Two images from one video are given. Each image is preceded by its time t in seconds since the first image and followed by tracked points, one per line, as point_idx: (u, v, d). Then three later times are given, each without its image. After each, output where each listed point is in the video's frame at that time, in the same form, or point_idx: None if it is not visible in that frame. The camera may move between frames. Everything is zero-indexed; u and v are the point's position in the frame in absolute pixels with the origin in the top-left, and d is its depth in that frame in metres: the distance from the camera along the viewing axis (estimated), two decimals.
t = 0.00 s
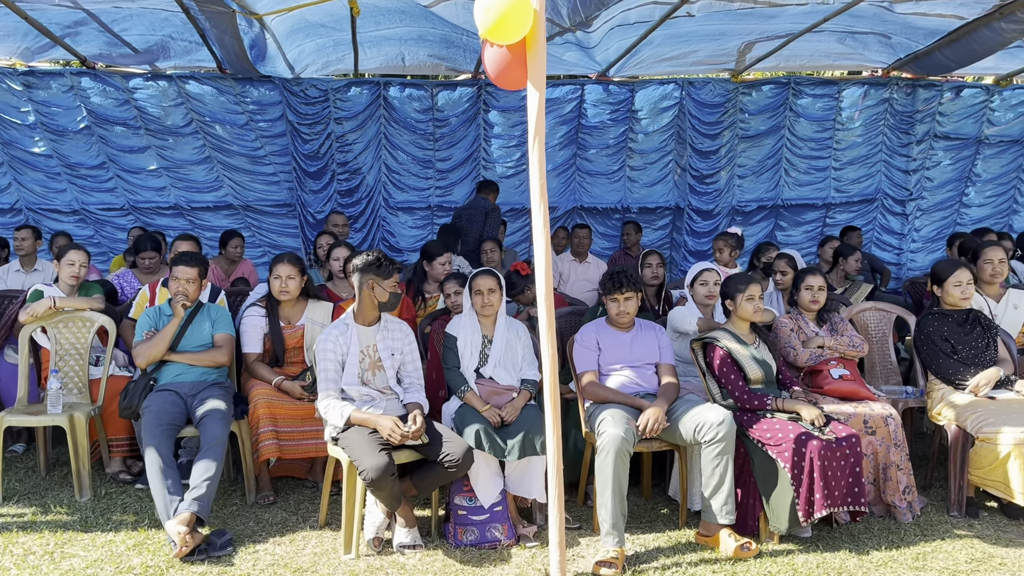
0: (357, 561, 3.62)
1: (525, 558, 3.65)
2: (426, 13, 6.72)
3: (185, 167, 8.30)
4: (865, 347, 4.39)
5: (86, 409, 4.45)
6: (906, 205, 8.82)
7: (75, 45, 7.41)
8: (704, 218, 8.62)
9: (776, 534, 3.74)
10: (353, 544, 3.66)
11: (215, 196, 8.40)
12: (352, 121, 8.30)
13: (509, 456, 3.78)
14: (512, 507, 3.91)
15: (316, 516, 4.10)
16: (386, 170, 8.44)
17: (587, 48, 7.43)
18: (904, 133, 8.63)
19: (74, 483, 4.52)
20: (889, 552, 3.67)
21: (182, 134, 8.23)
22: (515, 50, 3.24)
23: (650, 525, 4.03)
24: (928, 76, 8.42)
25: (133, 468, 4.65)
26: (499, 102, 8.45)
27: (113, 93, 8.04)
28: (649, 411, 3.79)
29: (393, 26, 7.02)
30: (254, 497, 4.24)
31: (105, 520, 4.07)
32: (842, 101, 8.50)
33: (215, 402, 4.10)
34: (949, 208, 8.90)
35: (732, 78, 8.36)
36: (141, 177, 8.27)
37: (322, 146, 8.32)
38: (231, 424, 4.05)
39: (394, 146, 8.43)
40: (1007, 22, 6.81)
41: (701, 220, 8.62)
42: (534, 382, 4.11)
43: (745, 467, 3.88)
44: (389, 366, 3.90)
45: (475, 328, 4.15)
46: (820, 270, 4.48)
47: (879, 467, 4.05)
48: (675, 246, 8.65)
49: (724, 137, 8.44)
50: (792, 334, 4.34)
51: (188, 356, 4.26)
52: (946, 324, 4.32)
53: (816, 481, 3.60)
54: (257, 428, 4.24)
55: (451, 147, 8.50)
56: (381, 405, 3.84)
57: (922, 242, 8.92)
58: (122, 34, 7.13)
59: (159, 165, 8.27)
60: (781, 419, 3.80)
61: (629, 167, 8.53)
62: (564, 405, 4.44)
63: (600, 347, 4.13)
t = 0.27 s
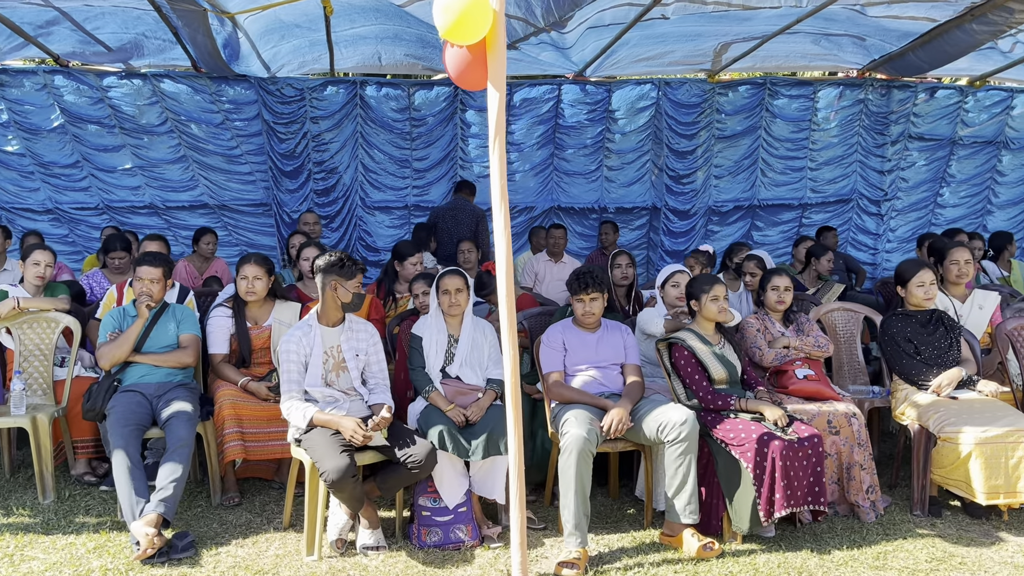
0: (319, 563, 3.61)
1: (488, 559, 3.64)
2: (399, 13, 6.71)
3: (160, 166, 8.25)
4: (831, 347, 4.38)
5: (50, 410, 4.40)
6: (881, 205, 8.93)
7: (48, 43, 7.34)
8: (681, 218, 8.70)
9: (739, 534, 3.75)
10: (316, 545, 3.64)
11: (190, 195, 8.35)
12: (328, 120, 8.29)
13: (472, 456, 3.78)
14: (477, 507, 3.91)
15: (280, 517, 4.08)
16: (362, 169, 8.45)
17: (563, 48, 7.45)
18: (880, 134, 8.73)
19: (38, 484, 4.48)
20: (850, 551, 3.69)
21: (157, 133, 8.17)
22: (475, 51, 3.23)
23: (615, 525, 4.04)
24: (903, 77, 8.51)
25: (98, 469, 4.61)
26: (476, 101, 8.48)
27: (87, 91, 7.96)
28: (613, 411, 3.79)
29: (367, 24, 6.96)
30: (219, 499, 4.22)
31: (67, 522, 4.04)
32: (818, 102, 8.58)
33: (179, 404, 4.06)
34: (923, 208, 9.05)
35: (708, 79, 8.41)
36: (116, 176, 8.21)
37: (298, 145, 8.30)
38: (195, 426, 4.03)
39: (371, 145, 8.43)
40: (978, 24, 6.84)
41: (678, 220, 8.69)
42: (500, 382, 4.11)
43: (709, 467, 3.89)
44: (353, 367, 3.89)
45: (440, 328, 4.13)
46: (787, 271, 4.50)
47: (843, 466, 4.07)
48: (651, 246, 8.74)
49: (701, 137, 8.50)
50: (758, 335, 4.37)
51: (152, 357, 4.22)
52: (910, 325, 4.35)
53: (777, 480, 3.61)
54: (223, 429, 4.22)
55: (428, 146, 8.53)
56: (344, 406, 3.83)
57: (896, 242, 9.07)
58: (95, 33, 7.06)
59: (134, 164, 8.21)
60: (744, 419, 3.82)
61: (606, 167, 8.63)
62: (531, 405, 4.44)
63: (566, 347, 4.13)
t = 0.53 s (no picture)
0: (284, 564, 3.60)
1: (453, 560, 3.65)
2: (376, 12, 6.70)
3: (137, 165, 8.20)
4: (798, 348, 4.41)
5: (16, 411, 4.33)
6: (859, 206, 9.11)
7: (22, 41, 7.28)
8: (659, 218, 8.80)
9: (705, 534, 3.77)
10: (280, 547, 3.63)
11: (168, 195, 8.32)
12: (306, 119, 8.29)
13: (438, 456, 3.78)
14: (444, 508, 3.91)
15: (247, 518, 4.07)
16: (341, 169, 8.47)
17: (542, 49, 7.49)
18: (857, 135, 8.89)
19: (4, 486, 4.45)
20: (813, 551, 3.72)
21: (134, 131, 8.13)
22: (438, 52, 3.23)
23: (583, 525, 4.05)
24: (880, 79, 8.69)
25: (66, 471, 4.58)
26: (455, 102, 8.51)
27: (63, 90, 7.90)
28: (579, 412, 3.80)
29: (344, 22, 6.92)
30: (187, 500, 4.21)
31: (32, 524, 4.01)
32: (795, 103, 8.70)
33: (144, 405, 4.05)
34: (901, 209, 9.25)
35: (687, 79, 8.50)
36: (92, 175, 8.16)
37: (276, 144, 8.31)
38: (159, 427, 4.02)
39: (350, 145, 8.45)
40: (952, 26, 6.88)
41: (656, 220, 8.79)
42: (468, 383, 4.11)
43: (676, 468, 3.91)
44: (319, 368, 3.89)
45: (409, 329, 4.13)
46: (755, 271, 4.52)
47: (809, 466, 4.10)
48: (630, 246, 8.80)
49: (680, 137, 8.61)
50: (726, 335, 4.40)
51: (118, 358, 4.20)
52: (876, 326, 4.38)
53: (742, 480, 3.63)
54: (190, 430, 4.21)
55: (407, 146, 8.53)
56: (310, 407, 3.82)
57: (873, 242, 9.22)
58: (70, 31, 7.01)
59: (111, 163, 8.17)
60: (709, 419, 3.84)
61: (585, 168, 8.65)
62: (501, 406, 4.44)
63: (534, 348, 4.13)
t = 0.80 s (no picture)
0: (252, 563, 3.59)
1: (421, 558, 3.65)
2: (354, 11, 6.69)
3: (115, 163, 8.18)
4: (768, 346, 4.46)
5: None
6: (837, 205, 9.27)
7: None
8: (639, 218, 8.93)
9: (672, 531, 3.79)
10: (248, 545, 3.63)
11: (146, 193, 8.30)
12: (286, 117, 8.32)
13: (407, 455, 3.78)
14: (413, 506, 3.92)
15: (217, 517, 4.06)
16: (320, 168, 8.49)
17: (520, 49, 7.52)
18: (835, 135, 9.06)
19: None
20: (779, 548, 3.74)
21: (112, 129, 8.11)
22: (403, 51, 3.23)
23: (553, 523, 4.07)
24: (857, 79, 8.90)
25: (36, 470, 4.55)
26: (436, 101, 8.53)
27: (40, 87, 7.86)
28: (548, 410, 3.81)
29: (323, 20, 6.89)
30: (157, 499, 4.19)
31: None
32: (774, 102, 8.88)
33: (113, 403, 4.04)
34: (879, 208, 9.39)
35: (668, 79, 8.66)
36: (70, 173, 8.12)
37: (255, 143, 8.32)
38: (129, 426, 4.00)
39: (329, 143, 8.48)
40: (927, 28, 6.93)
41: (636, 219, 8.91)
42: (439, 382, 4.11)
43: (644, 465, 3.93)
44: (289, 366, 3.87)
45: (380, 328, 4.14)
46: (726, 270, 4.55)
47: (778, 464, 4.13)
48: (610, 245, 8.91)
49: (659, 137, 8.76)
50: (697, 334, 4.45)
51: (87, 356, 4.18)
52: (845, 325, 4.42)
53: (708, 478, 3.65)
54: (160, 429, 4.20)
55: (387, 145, 8.57)
56: (279, 406, 3.82)
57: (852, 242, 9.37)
58: (46, 28, 6.97)
59: (89, 161, 8.14)
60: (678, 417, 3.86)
61: (566, 167, 8.76)
62: (474, 404, 4.45)
63: (505, 347, 4.14)
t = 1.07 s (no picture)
0: (225, 558, 3.59)
1: (395, 553, 3.66)
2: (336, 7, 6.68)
3: (96, 159, 8.17)
4: (743, 342, 4.50)
5: None
6: (818, 203, 9.43)
7: None
8: (621, 214, 9.06)
9: (646, 526, 3.81)
10: (222, 540, 3.62)
11: (127, 189, 8.30)
12: (268, 114, 8.34)
13: (382, 450, 3.78)
14: (388, 502, 3.92)
15: (192, 513, 4.06)
16: (302, 164, 8.52)
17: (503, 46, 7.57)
18: (817, 133, 9.21)
19: None
20: (751, 541, 3.77)
21: (92, 125, 8.09)
22: (376, 45, 3.23)
23: (528, 518, 4.09)
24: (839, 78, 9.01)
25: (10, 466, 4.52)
26: (418, 97, 8.52)
27: (19, 82, 7.82)
28: (523, 405, 3.82)
29: (304, 16, 6.88)
30: (132, 495, 4.19)
31: None
32: (756, 101, 9.00)
33: (87, 399, 4.02)
34: (860, 207, 9.56)
35: (650, 77, 8.78)
36: (50, 169, 8.09)
37: (237, 139, 8.33)
38: (102, 422, 3.98)
39: (311, 140, 8.50)
40: (906, 26, 7.00)
41: (619, 216, 9.05)
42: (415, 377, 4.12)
43: (618, 461, 3.96)
44: (264, 362, 3.86)
45: (356, 325, 4.15)
46: (701, 266, 4.59)
47: (751, 459, 4.16)
48: (593, 242, 9.07)
49: (642, 134, 8.87)
50: (672, 330, 4.50)
51: (61, 352, 4.16)
52: (819, 321, 4.46)
53: (681, 473, 3.67)
54: (135, 425, 4.19)
55: (370, 142, 8.64)
56: (253, 402, 3.81)
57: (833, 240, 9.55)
58: (25, 24, 6.92)
59: (68, 157, 8.11)
60: (652, 412, 3.89)
61: (549, 164, 8.86)
62: (451, 400, 4.45)
63: (481, 343, 4.14)
